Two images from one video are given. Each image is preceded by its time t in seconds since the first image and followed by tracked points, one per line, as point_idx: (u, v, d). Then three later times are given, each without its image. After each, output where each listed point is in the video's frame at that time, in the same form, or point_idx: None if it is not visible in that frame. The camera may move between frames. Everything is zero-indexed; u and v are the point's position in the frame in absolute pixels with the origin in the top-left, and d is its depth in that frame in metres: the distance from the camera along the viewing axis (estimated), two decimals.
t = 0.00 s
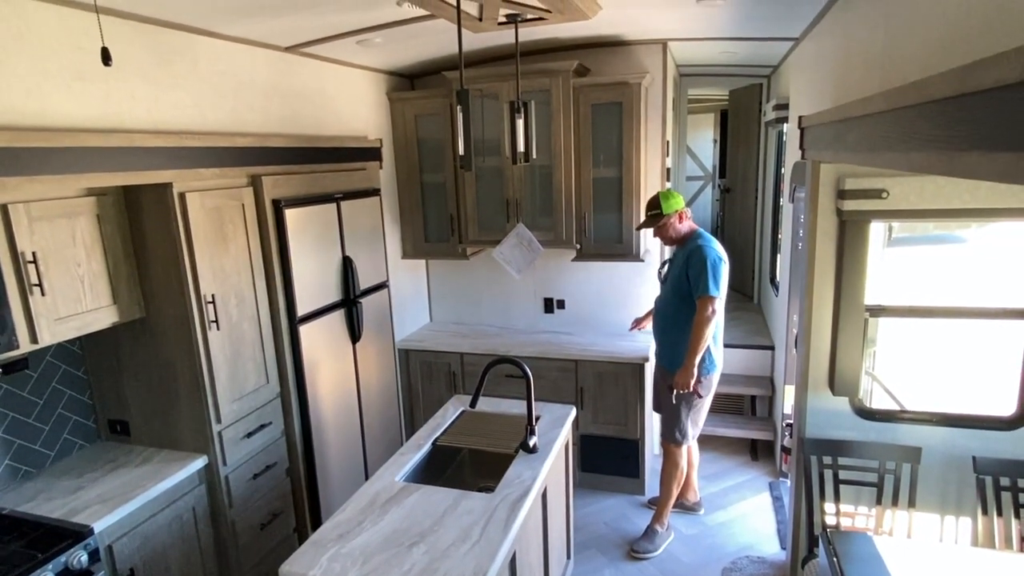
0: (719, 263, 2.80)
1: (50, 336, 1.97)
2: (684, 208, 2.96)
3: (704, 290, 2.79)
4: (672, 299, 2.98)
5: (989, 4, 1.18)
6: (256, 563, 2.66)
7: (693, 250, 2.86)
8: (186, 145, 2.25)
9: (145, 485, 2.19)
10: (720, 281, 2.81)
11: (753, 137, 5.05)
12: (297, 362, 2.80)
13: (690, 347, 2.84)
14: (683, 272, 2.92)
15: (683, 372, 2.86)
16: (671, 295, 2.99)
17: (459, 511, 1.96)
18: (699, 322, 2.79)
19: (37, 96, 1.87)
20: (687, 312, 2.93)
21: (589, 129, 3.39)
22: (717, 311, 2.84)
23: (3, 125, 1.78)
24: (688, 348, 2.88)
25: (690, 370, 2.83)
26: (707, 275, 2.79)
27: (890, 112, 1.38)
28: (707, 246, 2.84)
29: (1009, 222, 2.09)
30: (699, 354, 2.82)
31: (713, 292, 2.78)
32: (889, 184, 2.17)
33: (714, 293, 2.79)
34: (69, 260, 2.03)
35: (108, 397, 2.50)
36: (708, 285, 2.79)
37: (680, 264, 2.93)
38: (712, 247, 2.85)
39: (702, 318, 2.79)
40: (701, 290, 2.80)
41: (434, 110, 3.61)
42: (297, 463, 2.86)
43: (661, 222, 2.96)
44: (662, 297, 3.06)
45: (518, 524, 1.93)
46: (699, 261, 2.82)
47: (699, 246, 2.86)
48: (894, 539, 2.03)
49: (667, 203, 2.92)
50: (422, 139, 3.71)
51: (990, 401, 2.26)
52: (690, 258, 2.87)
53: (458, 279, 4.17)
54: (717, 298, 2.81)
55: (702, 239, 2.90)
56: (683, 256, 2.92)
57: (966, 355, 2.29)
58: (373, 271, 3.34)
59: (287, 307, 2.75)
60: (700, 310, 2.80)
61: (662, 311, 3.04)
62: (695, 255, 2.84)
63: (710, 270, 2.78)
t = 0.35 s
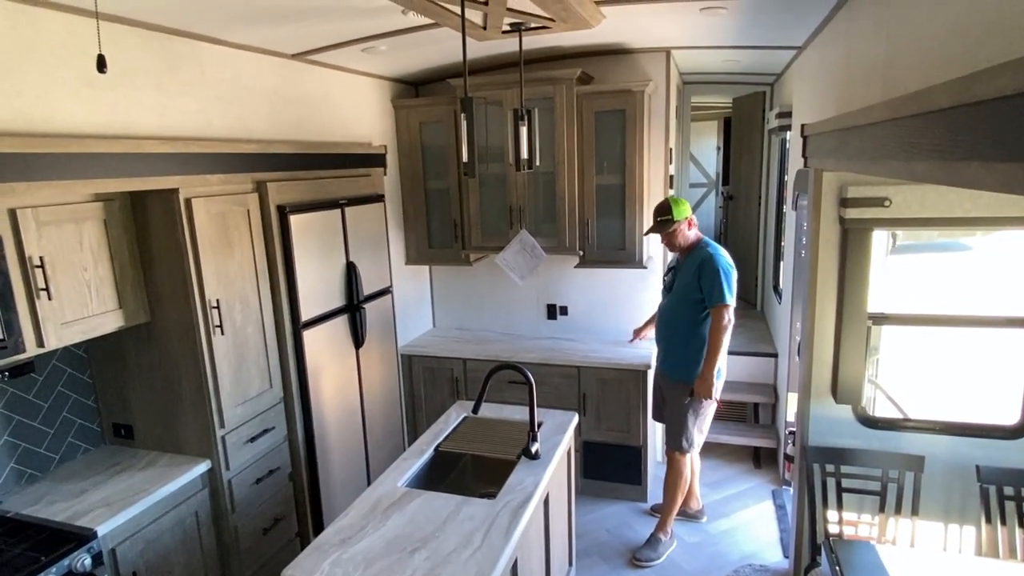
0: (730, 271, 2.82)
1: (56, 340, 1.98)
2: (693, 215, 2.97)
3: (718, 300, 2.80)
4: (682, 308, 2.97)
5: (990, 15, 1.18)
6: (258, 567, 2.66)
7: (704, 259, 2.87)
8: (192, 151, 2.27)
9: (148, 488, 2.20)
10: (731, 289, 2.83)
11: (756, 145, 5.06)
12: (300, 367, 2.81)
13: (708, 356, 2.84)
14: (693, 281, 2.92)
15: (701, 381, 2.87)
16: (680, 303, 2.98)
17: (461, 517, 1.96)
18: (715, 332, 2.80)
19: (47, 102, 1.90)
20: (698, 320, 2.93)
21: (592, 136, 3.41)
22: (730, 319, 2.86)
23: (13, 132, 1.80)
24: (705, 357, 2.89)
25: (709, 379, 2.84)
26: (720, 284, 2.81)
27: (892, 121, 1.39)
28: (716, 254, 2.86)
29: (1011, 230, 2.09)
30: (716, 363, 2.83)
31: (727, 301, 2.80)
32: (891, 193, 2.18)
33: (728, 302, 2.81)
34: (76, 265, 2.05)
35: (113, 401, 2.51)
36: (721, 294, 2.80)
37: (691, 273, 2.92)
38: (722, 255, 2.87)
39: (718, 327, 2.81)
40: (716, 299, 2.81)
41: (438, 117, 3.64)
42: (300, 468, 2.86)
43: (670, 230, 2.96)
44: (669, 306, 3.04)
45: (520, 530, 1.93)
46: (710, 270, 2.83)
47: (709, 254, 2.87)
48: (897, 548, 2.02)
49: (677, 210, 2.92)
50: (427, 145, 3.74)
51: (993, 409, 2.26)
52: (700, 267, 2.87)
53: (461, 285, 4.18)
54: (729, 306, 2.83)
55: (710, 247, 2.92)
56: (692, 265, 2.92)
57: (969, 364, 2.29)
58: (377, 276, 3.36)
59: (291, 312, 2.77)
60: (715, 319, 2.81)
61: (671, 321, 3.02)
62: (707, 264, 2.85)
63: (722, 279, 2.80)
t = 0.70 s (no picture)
0: (737, 280, 2.83)
1: (66, 343, 2.01)
2: (695, 223, 2.97)
3: (726, 310, 2.81)
4: (689, 317, 2.96)
5: (995, 25, 1.19)
6: (263, 570, 2.68)
7: (710, 268, 2.86)
8: (202, 157, 2.30)
9: (155, 490, 2.21)
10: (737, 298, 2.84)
11: (762, 151, 5.06)
12: (306, 370, 2.83)
13: (719, 365, 2.84)
14: (700, 290, 2.91)
15: (714, 391, 2.87)
16: (686, 312, 2.97)
17: (465, 521, 1.97)
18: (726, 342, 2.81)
19: (59, 108, 1.92)
20: (704, 329, 2.93)
21: (598, 142, 3.42)
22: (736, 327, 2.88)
23: (27, 137, 1.83)
24: (716, 366, 2.90)
25: (723, 388, 2.84)
26: (729, 293, 2.81)
27: (896, 129, 1.39)
28: (722, 262, 2.86)
29: (1017, 238, 2.09)
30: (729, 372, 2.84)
31: (736, 310, 2.81)
32: (897, 201, 2.20)
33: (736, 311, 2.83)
34: (86, 268, 2.07)
35: (121, 403, 2.53)
36: (730, 303, 2.81)
37: (698, 282, 2.91)
38: (727, 264, 2.87)
39: (728, 337, 2.82)
40: (724, 309, 2.82)
41: (445, 123, 3.66)
42: (305, 471, 2.88)
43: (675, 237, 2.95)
44: (675, 314, 3.03)
45: (525, 535, 1.94)
46: (717, 280, 2.83)
47: (716, 263, 2.86)
48: (902, 556, 2.01)
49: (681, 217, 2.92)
50: (433, 151, 3.76)
51: (1000, 417, 2.25)
52: (706, 275, 2.87)
53: (466, 290, 4.20)
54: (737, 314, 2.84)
55: (714, 255, 2.91)
56: (698, 274, 2.91)
57: (976, 372, 2.28)
58: (383, 281, 3.38)
59: (298, 316, 2.79)
60: (724, 328, 2.82)
61: (678, 329, 3.01)
62: (714, 274, 2.84)
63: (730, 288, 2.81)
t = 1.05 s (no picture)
0: (731, 284, 2.82)
1: (77, 342, 2.03)
2: (692, 226, 2.98)
3: (721, 313, 2.80)
4: (684, 319, 2.96)
5: (1004, 29, 1.19)
6: (270, 569, 2.69)
7: (706, 272, 2.87)
8: (213, 160, 2.32)
9: (164, 489, 2.23)
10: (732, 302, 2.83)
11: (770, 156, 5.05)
12: (314, 371, 2.84)
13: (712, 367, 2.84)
14: (696, 293, 2.91)
15: (707, 393, 2.86)
16: (681, 314, 2.97)
17: (471, 523, 1.97)
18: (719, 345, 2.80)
19: (74, 110, 1.95)
20: (699, 333, 2.93)
21: (605, 146, 3.43)
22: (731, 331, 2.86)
23: (42, 140, 1.85)
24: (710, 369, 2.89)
25: (715, 391, 2.84)
26: (723, 297, 2.80)
27: (904, 134, 1.39)
28: (717, 266, 2.86)
29: None
30: (722, 375, 2.83)
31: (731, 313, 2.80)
32: (906, 205, 2.18)
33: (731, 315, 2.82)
34: (98, 269, 2.10)
35: (131, 403, 2.55)
36: (724, 306, 2.80)
37: (694, 285, 2.91)
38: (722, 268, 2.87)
39: (722, 340, 2.80)
40: (718, 312, 2.81)
41: (453, 127, 3.68)
42: (312, 472, 2.89)
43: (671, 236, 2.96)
44: (670, 316, 3.02)
45: (530, 537, 1.94)
46: (712, 283, 2.83)
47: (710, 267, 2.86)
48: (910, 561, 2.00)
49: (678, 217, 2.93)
50: (441, 154, 3.78)
51: (1009, 423, 2.24)
52: (702, 278, 2.87)
53: (473, 293, 4.21)
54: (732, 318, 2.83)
55: (709, 259, 2.91)
56: (694, 277, 2.91)
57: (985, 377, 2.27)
58: (391, 283, 3.39)
59: (307, 317, 2.81)
60: (719, 331, 2.81)
61: (674, 332, 3.01)
62: (709, 278, 2.84)
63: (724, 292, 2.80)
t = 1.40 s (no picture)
0: (703, 299, 2.80)
1: (91, 342, 2.05)
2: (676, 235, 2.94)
3: (691, 329, 2.79)
4: (660, 332, 2.96)
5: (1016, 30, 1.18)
6: (279, 569, 2.71)
7: (678, 286, 2.85)
8: (225, 162, 2.34)
9: (176, 488, 2.25)
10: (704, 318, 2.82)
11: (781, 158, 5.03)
12: (324, 372, 2.86)
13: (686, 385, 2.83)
14: (669, 307, 2.90)
15: (685, 412, 2.86)
16: (657, 327, 2.97)
17: (480, 524, 1.98)
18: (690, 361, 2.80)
19: (90, 114, 1.98)
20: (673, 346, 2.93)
21: (614, 148, 3.43)
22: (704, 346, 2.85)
23: (59, 142, 1.88)
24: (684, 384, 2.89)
25: (692, 409, 2.84)
26: (694, 313, 2.79)
27: (915, 137, 1.39)
28: (692, 279, 2.84)
29: None
30: (696, 393, 2.83)
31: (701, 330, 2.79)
32: (917, 207, 2.16)
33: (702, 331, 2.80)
34: (111, 270, 2.12)
35: (143, 402, 2.58)
36: (696, 322, 2.79)
37: (667, 299, 2.90)
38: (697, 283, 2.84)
39: (693, 357, 2.80)
40: (690, 328, 2.80)
41: (462, 129, 3.69)
42: (321, 472, 2.91)
43: (652, 239, 2.96)
44: (648, 327, 3.02)
45: (538, 539, 1.94)
46: (685, 298, 2.81)
47: (683, 282, 2.84)
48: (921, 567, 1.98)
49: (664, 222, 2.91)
50: (450, 157, 3.79)
51: None
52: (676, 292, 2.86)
53: (482, 295, 4.22)
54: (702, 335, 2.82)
55: (684, 273, 2.88)
56: (668, 291, 2.90)
57: (998, 382, 2.25)
58: (400, 284, 3.41)
59: (317, 319, 2.83)
60: (689, 347, 2.80)
61: (651, 344, 3.01)
62: (681, 293, 2.82)
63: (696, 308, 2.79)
